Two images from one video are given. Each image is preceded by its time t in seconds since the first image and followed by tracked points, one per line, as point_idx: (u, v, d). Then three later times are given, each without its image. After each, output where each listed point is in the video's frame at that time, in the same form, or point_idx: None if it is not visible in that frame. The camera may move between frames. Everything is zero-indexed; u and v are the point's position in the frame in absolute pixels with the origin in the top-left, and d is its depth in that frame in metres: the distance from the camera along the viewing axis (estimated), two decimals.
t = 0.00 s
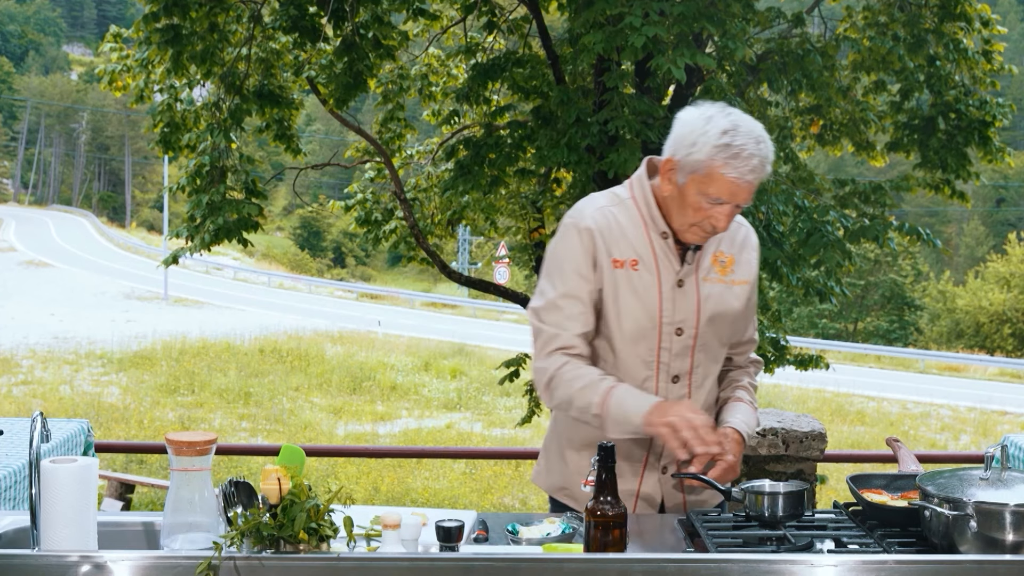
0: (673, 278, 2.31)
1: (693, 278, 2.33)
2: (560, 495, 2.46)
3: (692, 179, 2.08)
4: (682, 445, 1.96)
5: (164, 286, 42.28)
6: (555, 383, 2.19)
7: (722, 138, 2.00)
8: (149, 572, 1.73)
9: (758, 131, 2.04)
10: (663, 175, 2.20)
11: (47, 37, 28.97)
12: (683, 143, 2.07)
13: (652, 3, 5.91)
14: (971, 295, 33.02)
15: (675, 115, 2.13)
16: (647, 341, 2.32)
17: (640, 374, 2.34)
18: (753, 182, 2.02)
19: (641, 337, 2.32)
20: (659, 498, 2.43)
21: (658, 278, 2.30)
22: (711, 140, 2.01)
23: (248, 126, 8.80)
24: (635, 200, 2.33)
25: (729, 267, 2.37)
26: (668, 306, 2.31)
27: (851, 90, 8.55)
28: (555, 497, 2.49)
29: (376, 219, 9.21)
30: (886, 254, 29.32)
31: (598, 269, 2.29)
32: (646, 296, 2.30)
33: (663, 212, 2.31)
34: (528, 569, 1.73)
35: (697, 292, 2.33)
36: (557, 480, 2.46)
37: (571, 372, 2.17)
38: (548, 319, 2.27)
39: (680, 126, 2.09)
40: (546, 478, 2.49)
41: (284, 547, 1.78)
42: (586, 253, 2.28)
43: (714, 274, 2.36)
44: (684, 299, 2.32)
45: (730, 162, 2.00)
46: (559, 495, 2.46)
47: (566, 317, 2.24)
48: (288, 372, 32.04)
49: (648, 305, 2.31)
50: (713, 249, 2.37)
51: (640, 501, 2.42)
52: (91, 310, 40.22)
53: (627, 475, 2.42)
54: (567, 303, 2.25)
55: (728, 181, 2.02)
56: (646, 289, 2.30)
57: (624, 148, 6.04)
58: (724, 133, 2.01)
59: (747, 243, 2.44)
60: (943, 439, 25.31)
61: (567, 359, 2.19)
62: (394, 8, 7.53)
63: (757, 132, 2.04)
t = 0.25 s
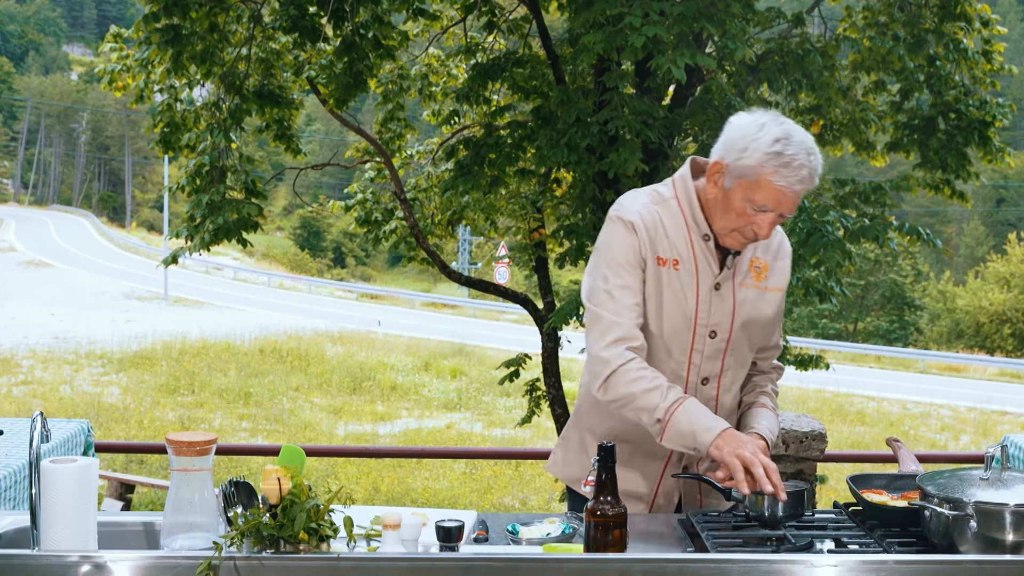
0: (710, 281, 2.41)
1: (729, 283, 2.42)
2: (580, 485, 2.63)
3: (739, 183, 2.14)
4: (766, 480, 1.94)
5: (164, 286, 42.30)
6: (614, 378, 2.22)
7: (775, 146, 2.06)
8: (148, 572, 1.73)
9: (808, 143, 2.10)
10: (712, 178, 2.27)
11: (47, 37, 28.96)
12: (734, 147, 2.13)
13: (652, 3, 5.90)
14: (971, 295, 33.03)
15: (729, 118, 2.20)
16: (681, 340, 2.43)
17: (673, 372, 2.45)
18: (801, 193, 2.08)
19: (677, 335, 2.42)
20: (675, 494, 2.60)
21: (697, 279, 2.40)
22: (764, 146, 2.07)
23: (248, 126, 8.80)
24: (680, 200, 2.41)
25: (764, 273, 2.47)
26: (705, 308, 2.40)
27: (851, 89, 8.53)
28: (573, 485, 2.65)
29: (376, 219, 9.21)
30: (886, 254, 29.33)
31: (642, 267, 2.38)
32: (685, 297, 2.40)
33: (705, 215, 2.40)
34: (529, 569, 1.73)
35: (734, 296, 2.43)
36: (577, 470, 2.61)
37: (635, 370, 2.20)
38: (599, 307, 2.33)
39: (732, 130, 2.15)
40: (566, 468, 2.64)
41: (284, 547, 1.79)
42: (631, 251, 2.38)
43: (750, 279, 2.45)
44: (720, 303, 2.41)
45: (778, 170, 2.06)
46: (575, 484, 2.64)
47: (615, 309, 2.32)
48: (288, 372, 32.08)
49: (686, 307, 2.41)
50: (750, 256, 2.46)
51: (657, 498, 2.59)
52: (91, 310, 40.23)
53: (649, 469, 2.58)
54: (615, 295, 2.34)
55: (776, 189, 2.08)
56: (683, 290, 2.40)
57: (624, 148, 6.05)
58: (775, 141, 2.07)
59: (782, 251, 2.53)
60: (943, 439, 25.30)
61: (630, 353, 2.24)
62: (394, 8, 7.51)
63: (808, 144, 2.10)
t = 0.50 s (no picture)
0: (731, 284, 2.41)
1: (749, 286, 2.44)
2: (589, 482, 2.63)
3: (767, 188, 2.15)
4: (775, 487, 1.94)
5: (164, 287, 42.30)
6: (627, 376, 2.21)
7: (805, 153, 2.06)
8: (148, 572, 1.73)
9: (839, 152, 2.11)
10: (738, 181, 2.27)
11: (47, 37, 28.96)
12: (764, 152, 2.14)
13: (652, 3, 5.90)
14: (971, 295, 33.04)
15: (761, 122, 2.20)
16: (698, 341, 2.44)
17: (691, 372, 2.46)
18: (829, 202, 2.09)
19: (695, 337, 2.43)
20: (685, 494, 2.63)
21: (718, 281, 2.40)
22: (794, 152, 2.08)
23: (247, 126, 8.80)
24: (703, 201, 2.41)
25: (782, 278, 2.49)
26: (724, 310, 2.42)
27: (851, 89, 8.52)
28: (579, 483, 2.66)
29: (376, 219, 9.21)
30: (885, 254, 29.35)
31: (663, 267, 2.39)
32: (705, 298, 2.41)
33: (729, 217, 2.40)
34: (529, 569, 1.73)
35: (753, 300, 2.45)
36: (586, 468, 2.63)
37: (650, 369, 2.20)
38: (618, 305, 2.32)
39: (762, 135, 2.16)
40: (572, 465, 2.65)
41: (284, 547, 1.78)
42: (653, 250, 2.37)
43: (769, 284, 2.47)
44: (739, 306, 2.43)
45: (808, 177, 2.06)
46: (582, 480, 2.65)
47: (634, 306, 2.31)
48: (288, 372, 32.11)
49: (706, 308, 2.42)
50: (770, 260, 2.48)
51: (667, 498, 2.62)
52: (91, 310, 40.21)
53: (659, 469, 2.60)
54: (634, 292, 2.33)
55: (804, 196, 2.08)
56: (703, 292, 2.41)
57: (624, 147, 6.05)
58: (806, 149, 2.08)
59: (800, 256, 2.55)
60: (943, 439, 25.29)
61: (646, 352, 2.24)
62: (394, 7, 7.51)
63: (839, 152, 2.10)
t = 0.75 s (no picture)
0: (743, 287, 2.41)
1: (761, 289, 2.44)
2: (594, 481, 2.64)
3: (782, 191, 2.15)
4: (775, 487, 1.95)
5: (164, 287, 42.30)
6: (631, 378, 2.22)
7: (822, 158, 2.06)
8: (148, 572, 1.73)
9: (856, 157, 2.10)
10: (753, 183, 2.27)
11: (47, 37, 28.95)
12: (781, 155, 2.14)
13: (652, 3, 5.90)
14: (971, 295, 33.03)
15: (777, 124, 2.20)
16: (708, 343, 2.44)
17: (701, 374, 2.46)
18: (843, 208, 2.09)
19: (704, 339, 2.43)
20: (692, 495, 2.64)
21: (729, 283, 2.40)
22: (811, 157, 2.07)
23: (247, 126, 8.80)
24: (717, 201, 2.40)
25: (795, 281, 2.49)
26: (735, 314, 2.42)
27: (851, 89, 8.52)
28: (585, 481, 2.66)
29: (376, 219, 9.21)
30: (886, 254, 29.36)
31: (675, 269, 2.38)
32: (717, 301, 2.41)
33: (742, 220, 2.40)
34: (529, 569, 1.73)
35: (764, 303, 2.45)
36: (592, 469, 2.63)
37: (654, 370, 2.20)
38: (626, 306, 2.32)
39: (780, 137, 2.16)
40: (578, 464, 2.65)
41: (283, 547, 1.79)
42: (665, 250, 2.37)
43: (781, 287, 2.47)
44: (751, 309, 2.43)
45: (824, 182, 2.06)
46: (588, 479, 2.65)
47: (643, 307, 2.31)
48: (288, 372, 32.12)
49: (717, 310, 2.41)
50: (783, 263, 2.48)
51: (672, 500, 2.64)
52: (91, 310, 40.19)
53: (664, 470, 2.61)
54: (642, 293, 2.32)
55: (819, 202, 2.09)
56: (715, 294, 2.41)
57: (624, 147, 6.05)
58: (823, 153, 2.07)
59: (812, 260, 2.55)
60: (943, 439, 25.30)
61: (650, 353, 2.24)
62: (394, 7, 7.50)
63: (856, 158, 2.10)
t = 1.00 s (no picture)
0: (746, 288, 2.41)
1: (765, 291, 2.44)
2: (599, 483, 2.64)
3: (786, 195, 2.16)
4: (775, 488, 1.95)
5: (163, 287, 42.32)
6: (632, 383, 2.22)
7: (826, 160, 2.06)
8: (149, 572, 1.73)
9: (860, 158, 2.10)
10: (755, 185, 2.27)
11: (47, 37, 28.93)
12: (785, 158, 2.14)
13: (652, 3, 5.90)
14: (971, 295, 33.03)
15: (780, 127, 2.20)
16: (713, 346, 2.44)
17: (705, 376, 2.46)
18: (846, 210, 2.09)
19: (709, 341, 2.43)
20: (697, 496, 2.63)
21: (734, 283, 2.40)
22: (815, 160, 2.08)
23: (247, 126, 8.80)
24: (721, 203, 2.40)
25: (800, 282, 2.48)
26: (739, 316, 2.42)
27: (851, 90, 8.52)
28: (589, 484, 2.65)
29: (376, 219, 9.21)
30: (886, 254, 29.37)
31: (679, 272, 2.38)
32: (720, 303, 2.41)
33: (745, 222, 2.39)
34: (529, 569, 1.73)
35: (768, 304, 2.45)
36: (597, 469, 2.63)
37: (655, 374, 2.20)
38: (629, 309, 2.31)
39: (783, 139, 2.17)
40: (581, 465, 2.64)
41: (284, 547, 1.78)
42: (668, 254, 2.37)
43: (785, 287, 2.47)
44: (755, 310, 2.43)
45: (829, 185, 2.06)
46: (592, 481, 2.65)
47: (645, 310, 2.31)
48: (288, 372, 32.14)
49: (720, 312, 2.42)
50: (786, 266, 2.48)
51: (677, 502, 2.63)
52: (91, 310, 40.11)
53: (669, 470, 2.61)
54: (644, 296, 2.33)
55: (824, 203, 2.09)
56: (719, 296, 2.41)
57: (624, 147, 6.05)
58: (827, 156, 2.08)
59: (817, 262, 2.55)
60: (943, 439, 25.30)
61: (653, 357, 2.23)
62: (394, 7, 7.50)
63: (861, 160, 2.11)
